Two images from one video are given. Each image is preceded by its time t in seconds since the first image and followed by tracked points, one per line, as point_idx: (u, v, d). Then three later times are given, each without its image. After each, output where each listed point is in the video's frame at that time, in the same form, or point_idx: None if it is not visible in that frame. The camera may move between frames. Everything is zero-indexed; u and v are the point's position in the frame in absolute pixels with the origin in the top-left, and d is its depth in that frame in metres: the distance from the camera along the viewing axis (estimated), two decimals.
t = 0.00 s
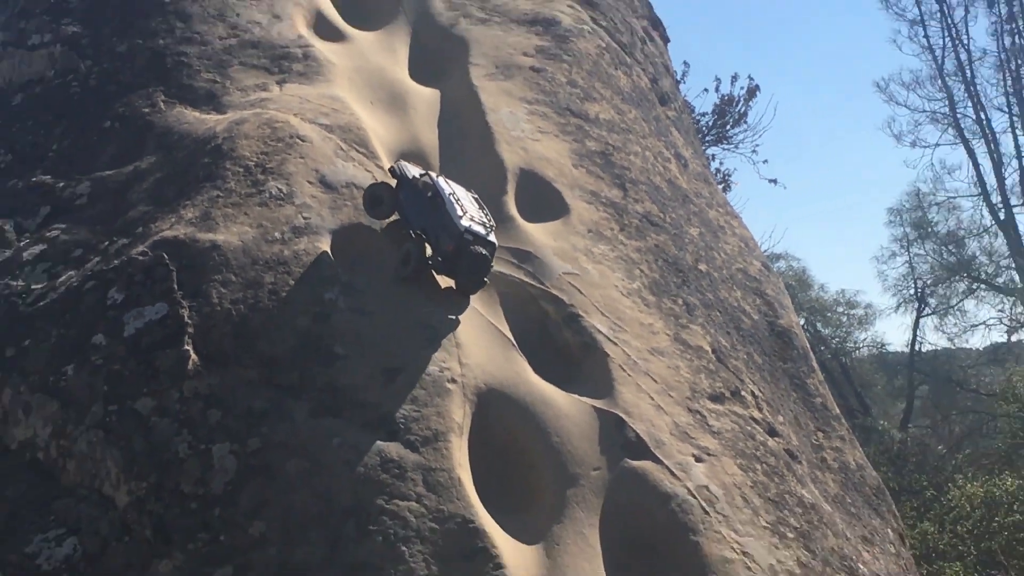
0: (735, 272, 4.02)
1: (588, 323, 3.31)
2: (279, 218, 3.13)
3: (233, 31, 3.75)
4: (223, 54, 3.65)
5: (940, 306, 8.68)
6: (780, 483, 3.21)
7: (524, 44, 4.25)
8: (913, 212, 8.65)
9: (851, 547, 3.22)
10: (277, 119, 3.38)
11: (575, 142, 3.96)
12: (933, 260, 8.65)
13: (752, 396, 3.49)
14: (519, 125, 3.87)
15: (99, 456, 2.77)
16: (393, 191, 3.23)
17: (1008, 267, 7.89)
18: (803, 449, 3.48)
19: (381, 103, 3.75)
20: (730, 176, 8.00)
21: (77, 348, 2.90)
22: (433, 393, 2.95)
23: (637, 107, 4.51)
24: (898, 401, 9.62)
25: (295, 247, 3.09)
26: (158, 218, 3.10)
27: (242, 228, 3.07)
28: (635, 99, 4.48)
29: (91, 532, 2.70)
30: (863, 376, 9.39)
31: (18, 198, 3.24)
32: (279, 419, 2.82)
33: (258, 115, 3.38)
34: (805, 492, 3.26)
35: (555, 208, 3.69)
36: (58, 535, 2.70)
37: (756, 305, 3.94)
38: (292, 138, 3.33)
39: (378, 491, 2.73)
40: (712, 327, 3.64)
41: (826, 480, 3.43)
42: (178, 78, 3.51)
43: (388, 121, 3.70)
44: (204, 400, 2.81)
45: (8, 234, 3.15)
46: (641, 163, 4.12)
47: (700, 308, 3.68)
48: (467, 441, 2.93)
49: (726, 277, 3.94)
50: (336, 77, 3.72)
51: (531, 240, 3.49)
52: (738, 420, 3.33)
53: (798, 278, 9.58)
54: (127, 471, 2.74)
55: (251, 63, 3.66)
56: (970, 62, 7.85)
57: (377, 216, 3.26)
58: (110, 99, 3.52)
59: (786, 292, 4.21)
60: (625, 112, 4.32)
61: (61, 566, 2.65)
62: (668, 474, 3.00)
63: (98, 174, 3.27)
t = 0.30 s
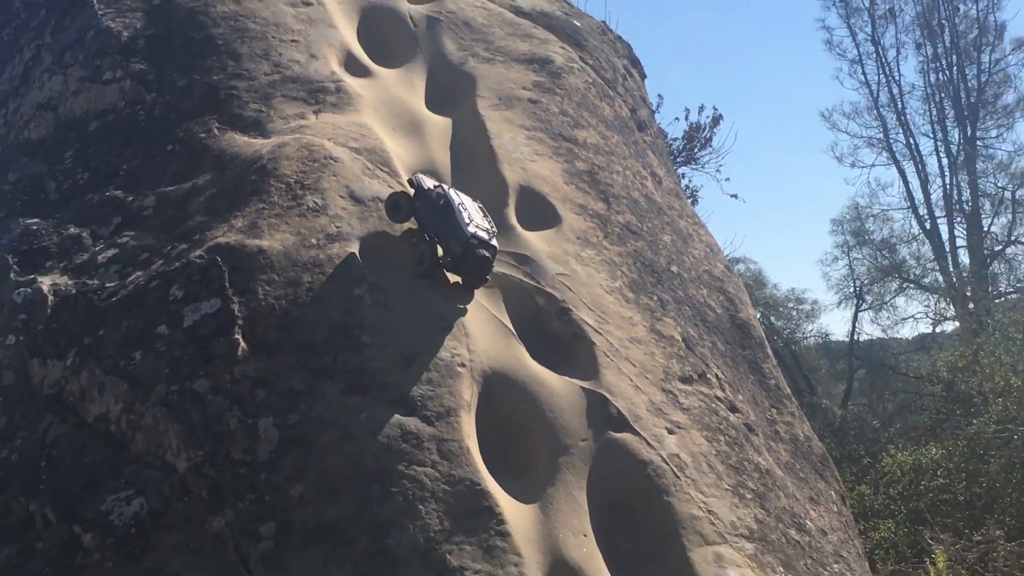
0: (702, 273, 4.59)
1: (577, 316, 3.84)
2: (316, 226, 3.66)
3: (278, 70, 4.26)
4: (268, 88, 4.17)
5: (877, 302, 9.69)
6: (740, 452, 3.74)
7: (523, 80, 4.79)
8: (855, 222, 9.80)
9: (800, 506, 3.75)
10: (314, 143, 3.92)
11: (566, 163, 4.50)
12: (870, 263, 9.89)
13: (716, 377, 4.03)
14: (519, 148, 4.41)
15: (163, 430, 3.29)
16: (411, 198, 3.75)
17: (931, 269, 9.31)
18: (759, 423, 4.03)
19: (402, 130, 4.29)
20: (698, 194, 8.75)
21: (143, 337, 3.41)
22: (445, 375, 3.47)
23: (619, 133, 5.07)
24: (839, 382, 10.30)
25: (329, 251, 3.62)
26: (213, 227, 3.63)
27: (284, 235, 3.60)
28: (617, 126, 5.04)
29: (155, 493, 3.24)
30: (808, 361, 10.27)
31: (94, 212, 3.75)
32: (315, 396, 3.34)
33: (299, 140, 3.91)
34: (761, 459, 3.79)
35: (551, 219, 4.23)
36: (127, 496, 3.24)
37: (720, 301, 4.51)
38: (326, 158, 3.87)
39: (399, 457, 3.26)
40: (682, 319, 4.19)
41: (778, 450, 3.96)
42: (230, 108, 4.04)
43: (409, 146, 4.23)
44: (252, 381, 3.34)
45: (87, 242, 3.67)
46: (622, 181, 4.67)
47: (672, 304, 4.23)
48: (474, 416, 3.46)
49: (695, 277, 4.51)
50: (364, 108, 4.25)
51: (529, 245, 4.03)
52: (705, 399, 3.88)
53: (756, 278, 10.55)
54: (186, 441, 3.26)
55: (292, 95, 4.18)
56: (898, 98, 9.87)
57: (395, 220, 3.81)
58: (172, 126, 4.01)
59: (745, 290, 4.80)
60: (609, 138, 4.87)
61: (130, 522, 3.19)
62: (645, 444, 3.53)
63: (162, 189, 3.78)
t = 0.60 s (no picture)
0: (677, 271, 5.11)
1: (567, 308, 4.34)
2: (338, 231, 4.16)
3: (304, 94, 4.76)
4: (296, 110, 4.68)
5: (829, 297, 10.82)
6: (709, 429, 4.25)
7: (519, 102, 5.30)
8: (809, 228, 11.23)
9: (761, 475, 4.28)
10: (336, 158, 4.42)
11: (557, 175, 5.01)
12: (823, 263, 11.10)
13: (688, 363, 4.55)
14: (515, 162, 4.92)
15: (205, 409, 3.78)
16: (419, 202, 4.24)
17: (877, 268, 10.65)
18: (726, 403, 4.54)
19: (413, 147, 4.80)
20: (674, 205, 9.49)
21: (188, 327, 3.90)
22: (451, 360, 3.95)
23: (603, 149, 5.60)
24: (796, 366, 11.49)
25: (350, 253, 4.12)
26: (248, 231, 4.13)
27: (310, 239, 4.10)
28: (601, 143, 5.56)
29: (198, 464, 3.73)
30: (768, 347, 11.37)
31: (144, 220, 4.25)
32: (337, 379, 3.83)
33: (324, 156, 4.41)
34: (727, 434, 4.31)
35: (544, 225, 4.73)
36: (174, 467, 3.74)
37: (691, 295, 5.03)
38: (346, 171, 4.37)
39: (411, 432, 3.74)
40: (659, 312, 4.70)
41: (743, 427, 4.49)
42: (263, 127, 4.54)
43: (420, 162, 4.75)
44: (282, 366, 3.83)
45: (138, 245, 4.16)
46: (607, 191, 5.19)
47: (650, 298, 4.73)
48: (475, 397, 3.95)
49: (670, 276, 5.03)
50: (380, 128, 4.76)
51: (524, 247, 4.53)
52: (678, 382, 4.38)
53: (722, 276, 12.18)
54: (226, 419, 3.76)
55: (317, 116, 4.69)
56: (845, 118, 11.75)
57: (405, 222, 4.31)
58: (211, 142, 4.51)
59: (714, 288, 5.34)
60: (594, 153, 5.39)
61: (176, 489, 3.68)
62: (626, 421, 4.02)
63: (203, 198, 4.29)
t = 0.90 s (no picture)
0: (648, 267, 5.76)
1: (552, 299, 4.91)
2: (350, 231, 4.71)
3: (321, 111, 5.32)
4: (314, 124, 5.23)
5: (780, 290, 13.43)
6: (676, 404, 4.86)
7: (509, 117, 5.90)
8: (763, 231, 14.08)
9: (722, 444, 4.92)
10: (349, 166, 4.98)
11: (543, 182, 5.60)
12: (775, 260, 13.99)
13: (658, 346, 5.16)
14: (507, 171, 5.51)
15: (233, 387, 4.31)
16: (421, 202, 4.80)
17: (823, 265, 13.62)
18: (691, 381, 5.18)
19: (416, 158, 5.38)
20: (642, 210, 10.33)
21: (218, 315, 4.45)
22: (449, 344, 4.49)
23: (585, 158, 6.22)
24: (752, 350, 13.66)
25: (361, 250, 4.66)
26: (272, 231, 4.68)
27: (326, 238, 4.65)
28: (583, 155, 6.20)
29: (227, 436, 4.25)
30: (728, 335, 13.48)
31: (180, 222, 4.82)
32: (350, 361, 4.37)
33: (338, 165, 4.96)
34: (692, 409, 4.93)
35: (531, 225, 5.30)
36: (206, 438, 4.26)
37: (660, 287, 5.69)
38: (357, 178, 4.93)
39: (415, 406, 4.27)
40: (632, 302, 5.31)
41: (705, 402, 5.15)
42: (284, 139, 5.10)
43: (423, 170, 5.32)
44: (302, 349, 4.36)
45: (175, 243, 4.73)
46: (587, 196, 5.80)
47: (624, 290, 5.34)
48: (471, 377, 4.49)
49: (643, 270, 5.67)
50: (387, 139, 5.33)
51: (515, 245, 5.10)
52: (649, 363, 4.99)
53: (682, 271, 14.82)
54: (252, 396, 4.28)
55: (332, 130, 5.24)
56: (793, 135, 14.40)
57: (409, 219, 4.88)
58: (238, 153, 5.07)
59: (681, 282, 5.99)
60: (576, 162, 6.01)
61: (208, 457, 4.20)
62: (603, 397, 4.59)
63: (232, 203, 4.85)
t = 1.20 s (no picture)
0: (625, 261, 6.32)
1: (538, 289, 5.41)
2: (357, 228, 5.20)
3: (330, 119, 5.84)
4: (323, 131, 5.75)
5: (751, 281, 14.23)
6: (650, 383, 5.41)
7: (500, 124, 6.42)
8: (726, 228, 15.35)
9: (692, 420, 5.48)
10: (355, 170, 5.49)
11: (531, 183, 6.12)
12: (739, 255, 15.29)
13: (634, 331, 5.71)
14: (498, 173, 6.03)
15: (251, 369, 4.77)
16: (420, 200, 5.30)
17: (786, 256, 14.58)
18: (664, 362, 5.76)
19: (417, 162, 5.89)
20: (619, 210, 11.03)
21: (238, 303, 4.94)
22: (446, 329, 4.97)
23: (569, 161, 6.76)
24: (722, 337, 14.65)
25: (366, 245, 5.15)
26: (286, 228, 5.18)
27: (335, 234, 5.14)
28: (567, 159, 6.72)
29: (245, 413, 4.70)
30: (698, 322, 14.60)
31: (202, 220, 5.37)
32: (357, 345, 4.84)
33: (346, 169, 5.48)
34: (664, 387, 5.50)
35: (521, 222, 5.82)
36: (226, 415, 4.72)
37: (636, 278, 6.26)
38: (362, 179, 5.44)
39: (415, 386, 4.73)
40: (611, 292, 5.86)
41: (677, 381, 5.73)
42: (297, 145, 5.63)
43: (423, 173, 5.82)
44: (313, 334, 4.83)
45: (198, 239, 5.28)
46: (571, 196, 6.33)
47: (604, 281, 5.88)
48: (465, 359, 4.97)
49: (621, 263, 6.23)
50: (390, 145, 5.83)
51: (505, 241, 5.62)
52: (626, 346, 5.53)
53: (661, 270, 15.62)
54: (268, 377, 4.74)
55: (339, 136, 5.75)
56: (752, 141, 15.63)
57: (409, 215, 5.39)
58: (254, 158, 5.61)
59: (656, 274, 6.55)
60: (561, 165, 6.54)
61: (228, 432, 4.65)
62: (585, 376, 5.10)
63: (249, 202, 5.38)
